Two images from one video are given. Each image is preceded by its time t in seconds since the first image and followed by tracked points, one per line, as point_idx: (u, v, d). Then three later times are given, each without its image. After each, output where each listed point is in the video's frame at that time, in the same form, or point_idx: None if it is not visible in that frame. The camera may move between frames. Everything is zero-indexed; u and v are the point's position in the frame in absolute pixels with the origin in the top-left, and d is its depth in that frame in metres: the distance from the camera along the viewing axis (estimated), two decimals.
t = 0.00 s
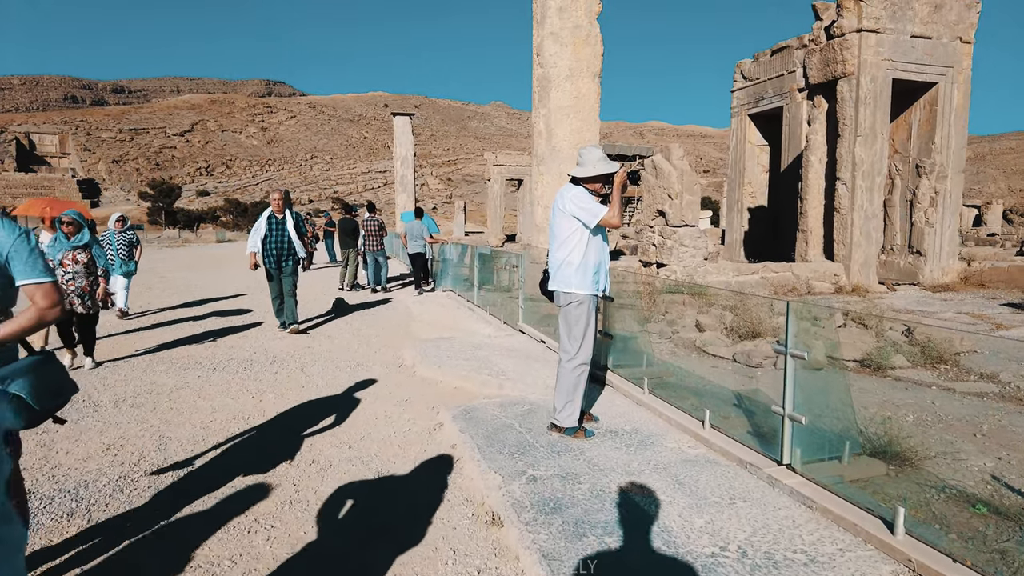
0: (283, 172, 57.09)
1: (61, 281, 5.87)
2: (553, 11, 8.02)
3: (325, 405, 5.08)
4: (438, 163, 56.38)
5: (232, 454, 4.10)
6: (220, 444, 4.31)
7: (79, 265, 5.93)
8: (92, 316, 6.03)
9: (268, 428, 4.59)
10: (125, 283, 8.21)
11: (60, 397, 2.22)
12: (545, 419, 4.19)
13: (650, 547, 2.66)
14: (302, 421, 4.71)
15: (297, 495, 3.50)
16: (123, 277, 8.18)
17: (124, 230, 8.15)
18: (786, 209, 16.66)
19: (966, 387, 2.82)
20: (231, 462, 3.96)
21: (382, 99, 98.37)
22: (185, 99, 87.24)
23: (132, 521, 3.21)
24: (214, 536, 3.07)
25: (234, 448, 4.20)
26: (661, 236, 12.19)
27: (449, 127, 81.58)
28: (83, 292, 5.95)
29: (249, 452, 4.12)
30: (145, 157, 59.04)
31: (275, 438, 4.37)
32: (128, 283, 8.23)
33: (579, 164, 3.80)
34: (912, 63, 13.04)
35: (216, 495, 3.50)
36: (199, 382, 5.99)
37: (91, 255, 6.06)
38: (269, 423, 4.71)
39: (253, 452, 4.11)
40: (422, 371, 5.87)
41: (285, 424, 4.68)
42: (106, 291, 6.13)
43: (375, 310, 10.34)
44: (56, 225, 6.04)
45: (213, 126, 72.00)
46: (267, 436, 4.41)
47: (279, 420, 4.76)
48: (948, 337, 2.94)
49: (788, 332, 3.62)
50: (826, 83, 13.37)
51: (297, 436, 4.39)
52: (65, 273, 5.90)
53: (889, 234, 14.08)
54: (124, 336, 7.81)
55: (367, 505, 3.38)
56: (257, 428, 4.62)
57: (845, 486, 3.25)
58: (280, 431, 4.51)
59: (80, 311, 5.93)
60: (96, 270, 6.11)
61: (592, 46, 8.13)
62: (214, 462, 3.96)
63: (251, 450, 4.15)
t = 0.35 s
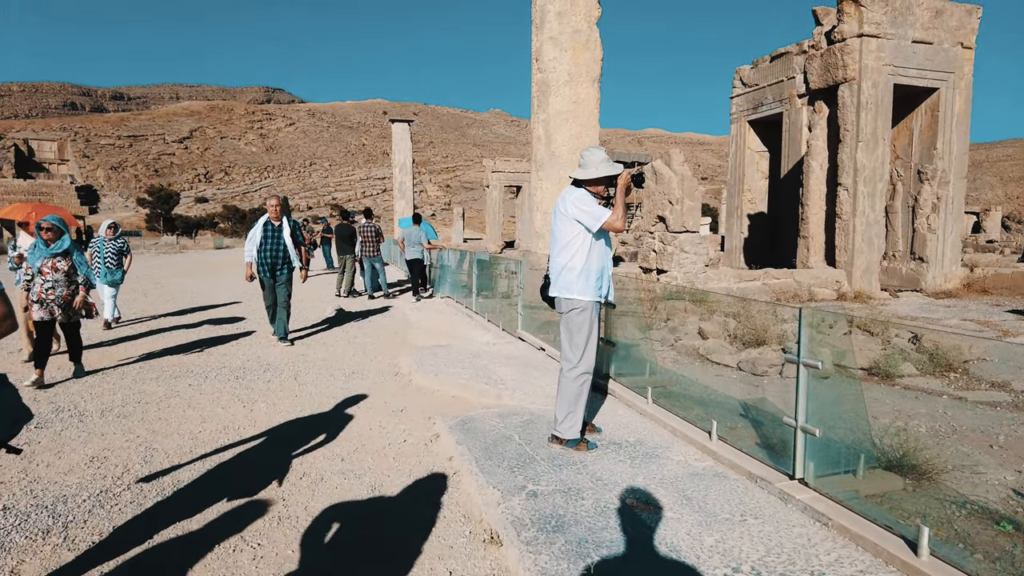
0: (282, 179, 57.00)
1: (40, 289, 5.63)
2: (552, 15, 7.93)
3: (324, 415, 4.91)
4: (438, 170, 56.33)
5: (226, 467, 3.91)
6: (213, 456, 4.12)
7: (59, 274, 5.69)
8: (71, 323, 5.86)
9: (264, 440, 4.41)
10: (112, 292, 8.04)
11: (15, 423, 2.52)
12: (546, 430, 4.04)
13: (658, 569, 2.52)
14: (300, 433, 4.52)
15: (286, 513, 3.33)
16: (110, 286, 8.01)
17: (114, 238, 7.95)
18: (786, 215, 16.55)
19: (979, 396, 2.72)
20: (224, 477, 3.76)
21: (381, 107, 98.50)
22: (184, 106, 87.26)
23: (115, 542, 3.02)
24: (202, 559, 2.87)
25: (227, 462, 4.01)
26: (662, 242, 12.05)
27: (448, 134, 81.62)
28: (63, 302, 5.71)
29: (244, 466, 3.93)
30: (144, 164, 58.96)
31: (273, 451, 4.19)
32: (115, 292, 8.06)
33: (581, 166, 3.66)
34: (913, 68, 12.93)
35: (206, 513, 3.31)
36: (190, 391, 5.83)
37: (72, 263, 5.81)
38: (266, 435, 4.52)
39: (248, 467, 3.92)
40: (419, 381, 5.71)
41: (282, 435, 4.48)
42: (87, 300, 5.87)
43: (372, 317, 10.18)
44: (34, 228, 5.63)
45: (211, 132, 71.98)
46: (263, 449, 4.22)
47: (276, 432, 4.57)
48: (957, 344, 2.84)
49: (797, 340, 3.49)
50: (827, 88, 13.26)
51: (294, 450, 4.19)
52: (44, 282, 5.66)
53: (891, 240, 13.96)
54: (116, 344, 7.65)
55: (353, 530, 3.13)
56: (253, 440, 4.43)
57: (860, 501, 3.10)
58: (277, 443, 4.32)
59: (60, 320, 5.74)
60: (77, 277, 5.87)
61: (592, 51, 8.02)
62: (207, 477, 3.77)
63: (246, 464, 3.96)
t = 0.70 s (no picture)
0: (282, 182, 56.89)
1: (15, 291, 5.43)
2: (552, 14, 7.80)
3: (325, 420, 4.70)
4: (438, 173, 56.23)
5: (222, 476, 3.71)
6: (211, 465, 3.92)
7: (35, 274, 5.50)
8: (51, 328, 5.64)
9: (262, 446, 4.21)
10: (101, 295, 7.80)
11: None
12: (547, 436, 3.88)
13: None
14: (300, 440, 4.32)
15: (272, 524, 3.16)
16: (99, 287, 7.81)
17: (105, 236, 7.82)
18: (788, 217, 16.41)
19: (993, 400, 2.58)
20: (219, 487, 3.57)
21: (381, 110, 98.47)
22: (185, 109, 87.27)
23: (96, 556, 2.85)
24: None
25: (223, 471, 3.81)
26: (664, 244, 11.91)
27: (447, 137, 81.56)
28: (41, 305, 5.50)
29: (239, 474, 3.73)
30: (144, 166, 58.88)
31: (271, 459, 3.98)
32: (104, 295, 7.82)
33: (585, 160, 3.52)
34: (918, 68, 12.79)
35: (195, 526, 3.13)
36: (181, 393, 5.66)
37: (48, 264, 5.62)
38: (265, 441, 4.32)
39: (245, 476, 3.72)
40: (417, 384, 5.55)
41: (281, 442, 4.29)
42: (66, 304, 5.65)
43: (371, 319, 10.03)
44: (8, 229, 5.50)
45: (211, 135, 71.93)
46: (262, 456, 4.02)
47: (276, 437, 4.37)
48: (968, 347, 2.70)
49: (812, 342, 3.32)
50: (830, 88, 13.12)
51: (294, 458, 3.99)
52: (18, 283, 5.45)
53: (895, 242, 13.81)
54: (108, 346, 7.50)
55: (341, 552, 2.89)
56: (250, 446, 4.24)
57: (879, 511, 2.94)
58: (276, 450, 4.12)
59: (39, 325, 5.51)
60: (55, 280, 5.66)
61: (592, 50, 7.89)
62: (200, 487, 3.57)
63: (241, 473, 3.77)
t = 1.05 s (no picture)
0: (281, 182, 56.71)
1: None
2: (553, 11, 7.62)
3: (320, 431, 4.50)
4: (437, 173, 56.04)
5: (210, 494, 3.50)
6: (200, 481, 3.70)
7: (9, 274, 5.29)
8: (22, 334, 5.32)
9: (254, 461, 3.99)
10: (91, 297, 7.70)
11: None
12: (549, 447, 3.70)
13: None
14: (295, 454, 4.09)
15: (259, 543, 2.98)
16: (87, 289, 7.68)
17: (92, 236, 7.64)
18: (790, 218, 16.23)
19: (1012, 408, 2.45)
20: (208, 505, 3.36)
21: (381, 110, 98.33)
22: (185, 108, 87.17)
23: None
24: None
25: (210, 488, 3.59)
26: (666, 245, 11.73)
27: (447, 138, 81.37)
28: (14, 308, 5.26)
29: (228, 491, 3.51)
30: (143, 166, 58.70)
31: (262, 475, 3.77)
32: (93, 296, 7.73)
33: (589, 156, 3.33)
34: (923, 67, 12.61)
35: (179, 548, 2.93)
36: (171, 399, 5.48)
37: (23, 265, 5.42)
38: (258, 456, 4.10)
39: (235, 493, 3.50)
40: (413, 390, 5.37)
41: (275, 455, 4.07)
42: (44, 305, 5.47)
43: (369, 322, 9.85)
44: None
45: (211, 135, 71.75)
46: (253, 472, 3.81)
47: (270, 451, 4.16)
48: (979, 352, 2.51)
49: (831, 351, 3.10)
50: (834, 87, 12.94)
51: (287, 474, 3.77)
52: None
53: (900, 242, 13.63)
54: (98, 350, 7.30)
55: None
56: (242, 460, 4.02)
57: (904, 531, 2.76)
58: (268, 466, 3.91)
59: (10, 331, 5.23)
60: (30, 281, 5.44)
61: (594, 48, 7.72)
62: (188, 505, 3.37)
63: (234, 488, 3.57)
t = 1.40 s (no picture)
0: (281, 182, 56.57)
1: None
2: (553, 10, 7.49)
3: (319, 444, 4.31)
4: (437, 173, 55.89)
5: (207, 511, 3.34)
6: (193, 499, 3.51)
7: None
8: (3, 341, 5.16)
9: (251, 476, 3.80)
10: (83, 302, 7.58)
11: None
12: (551, 460, 3.57)
13: None
14: (291, 471, 3.89)
15: (247, 564, 2.85)
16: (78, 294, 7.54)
17: (80, 240, 7.49)
18: (793, 218, 16.09)
19: None
20: (205, 524, 3.20)
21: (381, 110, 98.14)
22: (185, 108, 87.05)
23: None
24: None
25: (200, 508, 3.39)
26: (668, 246, 11.59)
27: (447, 137, 81.18)
28: None
29: (222, 511, 3.33)
30: (143, 166, 58.57)
31: (255, 494, 3.56)
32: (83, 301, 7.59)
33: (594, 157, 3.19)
34: (928, 65, 12.46)
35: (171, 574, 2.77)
36: (162, 407, 5.34)
37: (3, 270, 5.26)
38: (256, 470, 3.91)
39: (226, 515, 3.30)
40: (411, 397, 5.22)
41: (270, 472, 3.87)
42: (26, 311, 5.33)
43: (367, 324, 9.70)
44: None
45: (210, 135, 71.61)
46: (246, 490, 3.60)
47: (267, 467, 3.96)
48: (992, 356, 2.49)
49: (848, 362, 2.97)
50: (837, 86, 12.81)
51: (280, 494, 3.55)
52: None
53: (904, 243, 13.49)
54: (90, 355, 7.16)
55: None
56: (240, 475, 3.83)
57: (924, 553, 2.62)
58: (262, 483, 3.71)
59: None
60: (11, 287, 5.29)
61: (595, 47, 7.59)
62: (185, 523, 3.21)
63: (232, 506, 3.40)
